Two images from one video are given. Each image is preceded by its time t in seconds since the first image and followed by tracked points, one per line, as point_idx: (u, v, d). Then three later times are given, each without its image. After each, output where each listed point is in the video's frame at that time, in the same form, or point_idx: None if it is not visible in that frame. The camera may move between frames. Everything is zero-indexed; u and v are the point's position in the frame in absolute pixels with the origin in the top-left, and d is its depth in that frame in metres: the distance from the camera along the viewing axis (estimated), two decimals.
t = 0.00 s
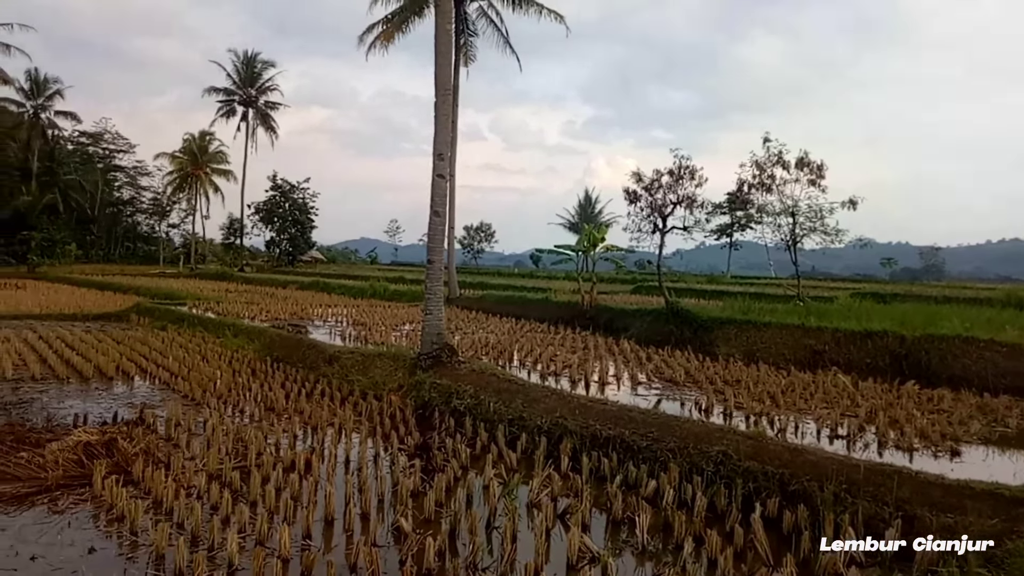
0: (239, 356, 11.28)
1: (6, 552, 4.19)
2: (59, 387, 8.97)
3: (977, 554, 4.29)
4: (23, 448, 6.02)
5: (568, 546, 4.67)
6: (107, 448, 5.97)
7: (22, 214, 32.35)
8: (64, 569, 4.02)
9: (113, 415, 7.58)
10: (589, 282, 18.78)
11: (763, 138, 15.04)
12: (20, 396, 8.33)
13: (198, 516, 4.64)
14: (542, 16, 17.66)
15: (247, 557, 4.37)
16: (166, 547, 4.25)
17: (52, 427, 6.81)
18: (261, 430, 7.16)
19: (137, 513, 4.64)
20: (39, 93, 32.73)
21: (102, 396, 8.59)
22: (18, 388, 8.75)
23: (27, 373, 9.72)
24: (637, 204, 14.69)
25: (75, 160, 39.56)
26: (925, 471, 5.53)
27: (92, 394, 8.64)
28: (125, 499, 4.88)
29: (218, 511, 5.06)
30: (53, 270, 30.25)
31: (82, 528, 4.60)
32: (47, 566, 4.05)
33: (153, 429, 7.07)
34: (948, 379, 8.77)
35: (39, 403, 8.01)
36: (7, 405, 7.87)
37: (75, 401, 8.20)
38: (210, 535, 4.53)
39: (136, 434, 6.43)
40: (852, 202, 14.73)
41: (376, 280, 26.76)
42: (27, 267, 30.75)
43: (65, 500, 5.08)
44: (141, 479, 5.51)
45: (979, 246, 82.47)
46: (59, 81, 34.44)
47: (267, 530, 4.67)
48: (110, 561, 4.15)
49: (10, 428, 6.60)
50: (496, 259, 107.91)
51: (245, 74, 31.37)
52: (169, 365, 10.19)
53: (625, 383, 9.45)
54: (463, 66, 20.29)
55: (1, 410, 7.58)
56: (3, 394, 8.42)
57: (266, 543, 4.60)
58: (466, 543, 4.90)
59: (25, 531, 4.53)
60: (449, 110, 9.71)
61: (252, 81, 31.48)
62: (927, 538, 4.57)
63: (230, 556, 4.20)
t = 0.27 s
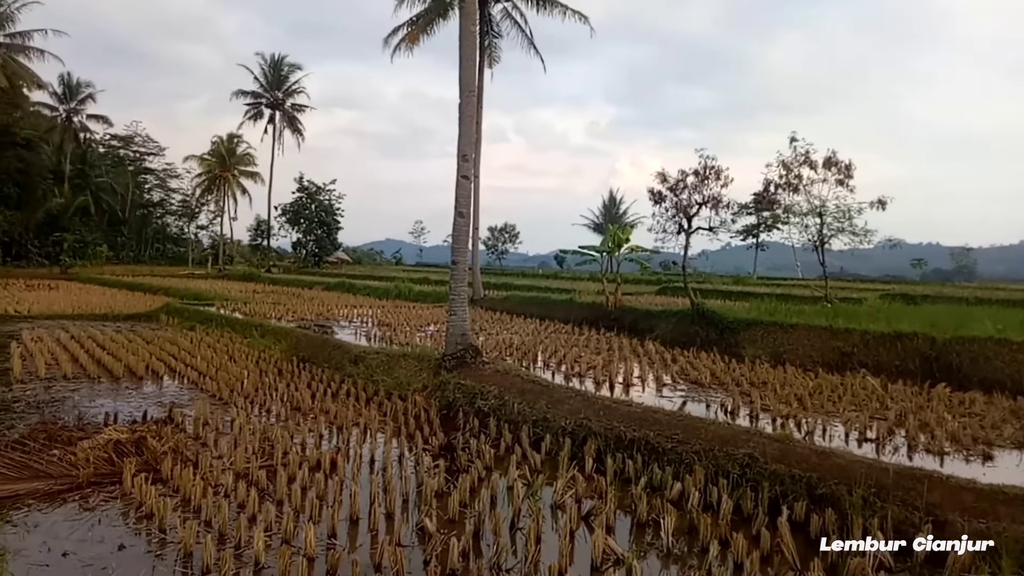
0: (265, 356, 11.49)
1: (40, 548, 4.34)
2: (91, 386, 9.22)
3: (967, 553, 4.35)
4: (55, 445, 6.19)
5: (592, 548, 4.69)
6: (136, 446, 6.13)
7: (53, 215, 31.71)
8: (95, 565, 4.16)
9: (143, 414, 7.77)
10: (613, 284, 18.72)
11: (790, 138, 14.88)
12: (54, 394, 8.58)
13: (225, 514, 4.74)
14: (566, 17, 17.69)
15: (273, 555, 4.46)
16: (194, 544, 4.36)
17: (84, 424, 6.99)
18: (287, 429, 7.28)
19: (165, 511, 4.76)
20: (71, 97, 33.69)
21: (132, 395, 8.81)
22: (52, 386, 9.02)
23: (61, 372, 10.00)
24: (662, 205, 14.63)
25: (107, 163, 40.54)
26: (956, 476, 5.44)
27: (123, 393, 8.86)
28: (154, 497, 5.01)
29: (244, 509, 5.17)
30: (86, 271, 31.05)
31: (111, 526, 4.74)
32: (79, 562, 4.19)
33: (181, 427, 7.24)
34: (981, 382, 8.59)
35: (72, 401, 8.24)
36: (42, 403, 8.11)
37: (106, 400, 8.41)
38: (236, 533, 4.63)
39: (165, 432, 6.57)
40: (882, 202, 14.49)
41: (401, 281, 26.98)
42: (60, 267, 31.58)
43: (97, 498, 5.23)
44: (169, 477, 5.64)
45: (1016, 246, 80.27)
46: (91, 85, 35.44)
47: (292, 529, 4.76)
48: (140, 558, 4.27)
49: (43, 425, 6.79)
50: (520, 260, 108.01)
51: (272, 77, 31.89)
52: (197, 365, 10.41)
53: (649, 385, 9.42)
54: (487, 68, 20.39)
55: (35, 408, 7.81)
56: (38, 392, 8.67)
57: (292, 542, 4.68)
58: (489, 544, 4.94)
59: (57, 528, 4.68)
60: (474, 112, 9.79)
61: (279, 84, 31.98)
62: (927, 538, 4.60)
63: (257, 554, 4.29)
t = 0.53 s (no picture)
0: (288, 356, 11.67)
1: (68, 545, 4.46)
2: (117, 385, 9.43)
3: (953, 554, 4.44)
4: (82, 444, 6.35)
5: (615, 550, 4.70)
6: (161, 445, 6.27)
7: (81, 215, 32.20)
8: (121, 562, 4.26)
9: (168, 413, 7.94)
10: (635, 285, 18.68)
11: (814, 137, 14.73)
12: (82, 393, 8.79)
13: (249, 513, 4.83)
14: (587, 18, 17.69)
15: (296, 554, 4.52)
16: (218, 542, 4.44)
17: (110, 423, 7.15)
18: (310, 429, 7.40)
19: (190, 509, 4.86)
20: (99, 100, 34.43)
21: (157, 394, 9.00)
22: (80, 385, 9.23)
23: (88, 371, 10.23)
24: (684, 206, 14.57)
25: (133, 165, 41.30)
26: (984, 480, 5.38)
27: (149, 392, 9.05)
28: (179, 496, 5.12)
29: (268, 508, 5.25)
30: (113, 272, 31.66)
31: (137, 523, 4.85)
32: (106, 558, 4.29)
33: (206, 426, 7.39)
34: (1010, 385, 8.45)
35: (99, 400, 8.42)
36: (70, 401, 8.30)
37: (132, 399, 8.61)
38: (260, 532, 4.71)
39: (189, 431, 6.70)
40: (908, 202, 14.29)
41: (422, 282, 27.15)
42: (87, 267, 32.27)
43: (122, 496, 5.35)
44: (193, 476, 5.76)
45: None
46: (117, 88, 36.20)
47: (315, 528, 4.82)
48: (166, 556, 4.36)
49: (71, 423, 6.96)
50: (541, 261, 108.05)
51: (295, 79, 32.32)
52: (221, 365, 10.60)
53: (671, 387, 9.39)
54: (508, 69, 20.46)
55: (63, 406, 8.00)
56: (66, 391, 8.87)
57: (315, 541, 4.75)
58: (511, 545, 4.98)
59: (85, 525, 4.79)
60: (495, 113, 9.86)
61: (302, 86, 32.41)
62: (926, 538, 4.66)
63: (280, 552, 4.37)
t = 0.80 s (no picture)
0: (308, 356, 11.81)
1: (91, 542, 4.53)
2: (140, 384, 9.61)
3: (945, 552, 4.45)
4: (105, 443, 6.48)
5: (634, 552, 4.71)
6: (183, 444, 6.43)
7: (105, 219, 33.01)
8: (144, 560, 4.33)
9: (189, 412, 8.09)
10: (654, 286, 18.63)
11: (836, 137, 14.59)
12: (106, 392, 8.97)
13: (269, 512, 4.89)
14: (606, 18, 17.68)
15: (316, 553, 4.57)
16: (238, 541, 4.51)
17: (133, 421, 7.30)
18: (329, 429, 7.49)
19: (211, 507, 4.93)
20: (123, 103, 35.00)
21: (179, 394, 9.15)
22: (104, 384, 9.42)
23: (112, 371, 10.42)
24: (703, 206, 14.51)
25: (156, 167, 41.94)
26: (1010, 484, 5.32)
27: (171, 392, 9.21)
28: (200, 494, 5.20)
29: (288, 507, 5.32)
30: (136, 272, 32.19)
31: (159, 521, 4.93)
32: (129, 556, 4.36)
33: (227, 426, 7.51)
34: None
35: (122, 399, 8.59)
36: (93, 400, 8.47)
37: (154, 399, 8.76)
38: (280, 531, 4.77)
39: (211, 430, 6.81)
40: (931, 202, 14.10)
41: (440, 283, 27.28)
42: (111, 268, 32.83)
43: (145, 494, 5.44)
44: (215, 475, 5.85)
45: None
46: (140, 91, 36.79)
47: (335, 527, 4.87)
48: (187, 553, 4.43)
49: (95, 422, 7.10)
50: (559, 261, 107.92)
51: (315, 81, 32.67)
52: (242, 365, 10.76)
53: (691, 388, 9.36)
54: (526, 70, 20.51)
55: (88, 405, 8.17)
56: (90, 390, 9.05)
57: (334, 540, 4.80)
58: (529, 545, 5.00)
59: (108, 522, 4.87)
60: (513, 113, 9.91)
61: (321, 88, 32.74)
62: (927, 538, 4.64)
63: (300, 551, 4.43)
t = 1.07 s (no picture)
0: (324, 357, 11.96)
1: (109, 541, 4.58)
2: (158, 384, 9.79)
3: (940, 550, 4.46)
4: (124, 442, 6.61)
5: (649, 553, 4.72)
6: (200, 443, 6.48)
7: (124, 220, 33.98)
8: (161, 559, 4.37)
9: (207, 412, 8.24)
10: (670, 287, 18.59)
11: (854, 137, 14.49)
12: (125, 392, 9.16)
13: (285, 512, 4.95)
14: (622, 18, 17.70)
15: (332, 552, 4.62)
16: (256, 540, 4.56)
17: (151, 421, 7.43)
18: (345, 429, 7.59)
19: (229, 506, 4.99)
20: (141, 105, 35.55)
21: (197, 394, 9.31)
22: (122, 384, 9.61)
23: (130, 371, 10.62)
24: (720, 207, 14.47)
25: (175, 169, 42.51)
26: None
27: (189, 392, 9.37)
28: (218, 493, 5.26)
29: (304, 507, 5.37)
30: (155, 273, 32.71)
31: (178, 520, 4.98)
32: (146, 555, 4.40)
33: (244, 426, 7.63)
34: None
35: (140, 399, 8.75)
36: (112, 400, 8.64)
37: (173, 399, 8.91)
38: (297, 530, 4.83)
39: (228, 429, 6.92)
40: (951, 202, 13.95)
41: (456, 284, 27.41)
42: (131, 269, 33.44)
43: (162, 493, 5.52)
44: (232, 475, 5.94)
45: None
46: (159, 94, 37.32)
47: (351, 527, 4.92)
48: (205, 553, 4.48)
49: (113, 422, 7.24)
50: (574, 262, 107.78)
51: (332, 83, 32.98)
52: (259, 366, 10.91)
53: (707, 389, 9.35)
54: (542, 71, 20.57)
55: (107, 405, 8.34)
56: (108, 390, 9.23)
57: (350, 540, 4.84)
58: (545, 546, 5.03)
59: (126, 522, 4.92)
60: (529, 114, 9.97)
61: (338, 90, 33.05)
62: (927, 538, 4.67)
63: (317, 550, 4.47)
